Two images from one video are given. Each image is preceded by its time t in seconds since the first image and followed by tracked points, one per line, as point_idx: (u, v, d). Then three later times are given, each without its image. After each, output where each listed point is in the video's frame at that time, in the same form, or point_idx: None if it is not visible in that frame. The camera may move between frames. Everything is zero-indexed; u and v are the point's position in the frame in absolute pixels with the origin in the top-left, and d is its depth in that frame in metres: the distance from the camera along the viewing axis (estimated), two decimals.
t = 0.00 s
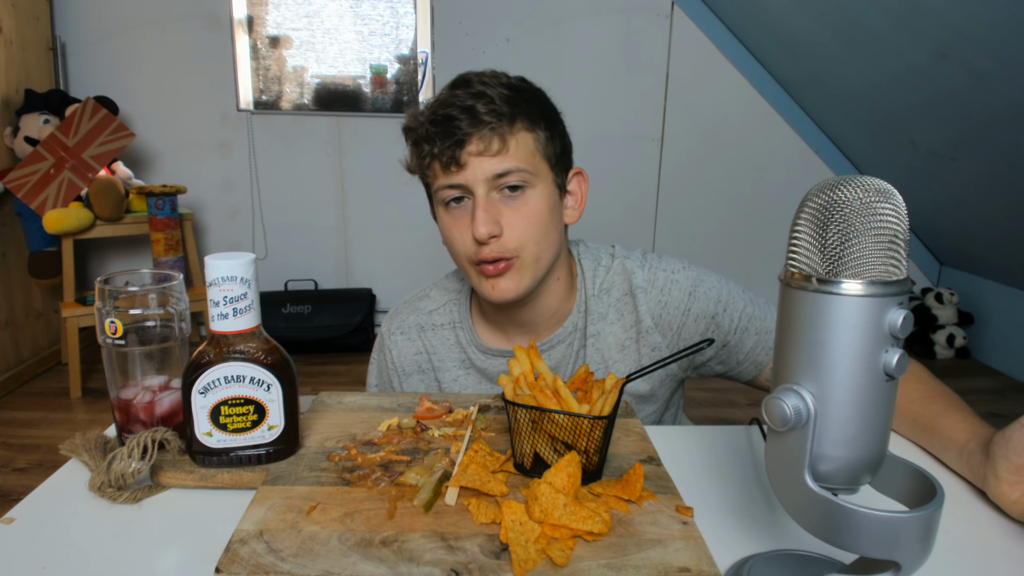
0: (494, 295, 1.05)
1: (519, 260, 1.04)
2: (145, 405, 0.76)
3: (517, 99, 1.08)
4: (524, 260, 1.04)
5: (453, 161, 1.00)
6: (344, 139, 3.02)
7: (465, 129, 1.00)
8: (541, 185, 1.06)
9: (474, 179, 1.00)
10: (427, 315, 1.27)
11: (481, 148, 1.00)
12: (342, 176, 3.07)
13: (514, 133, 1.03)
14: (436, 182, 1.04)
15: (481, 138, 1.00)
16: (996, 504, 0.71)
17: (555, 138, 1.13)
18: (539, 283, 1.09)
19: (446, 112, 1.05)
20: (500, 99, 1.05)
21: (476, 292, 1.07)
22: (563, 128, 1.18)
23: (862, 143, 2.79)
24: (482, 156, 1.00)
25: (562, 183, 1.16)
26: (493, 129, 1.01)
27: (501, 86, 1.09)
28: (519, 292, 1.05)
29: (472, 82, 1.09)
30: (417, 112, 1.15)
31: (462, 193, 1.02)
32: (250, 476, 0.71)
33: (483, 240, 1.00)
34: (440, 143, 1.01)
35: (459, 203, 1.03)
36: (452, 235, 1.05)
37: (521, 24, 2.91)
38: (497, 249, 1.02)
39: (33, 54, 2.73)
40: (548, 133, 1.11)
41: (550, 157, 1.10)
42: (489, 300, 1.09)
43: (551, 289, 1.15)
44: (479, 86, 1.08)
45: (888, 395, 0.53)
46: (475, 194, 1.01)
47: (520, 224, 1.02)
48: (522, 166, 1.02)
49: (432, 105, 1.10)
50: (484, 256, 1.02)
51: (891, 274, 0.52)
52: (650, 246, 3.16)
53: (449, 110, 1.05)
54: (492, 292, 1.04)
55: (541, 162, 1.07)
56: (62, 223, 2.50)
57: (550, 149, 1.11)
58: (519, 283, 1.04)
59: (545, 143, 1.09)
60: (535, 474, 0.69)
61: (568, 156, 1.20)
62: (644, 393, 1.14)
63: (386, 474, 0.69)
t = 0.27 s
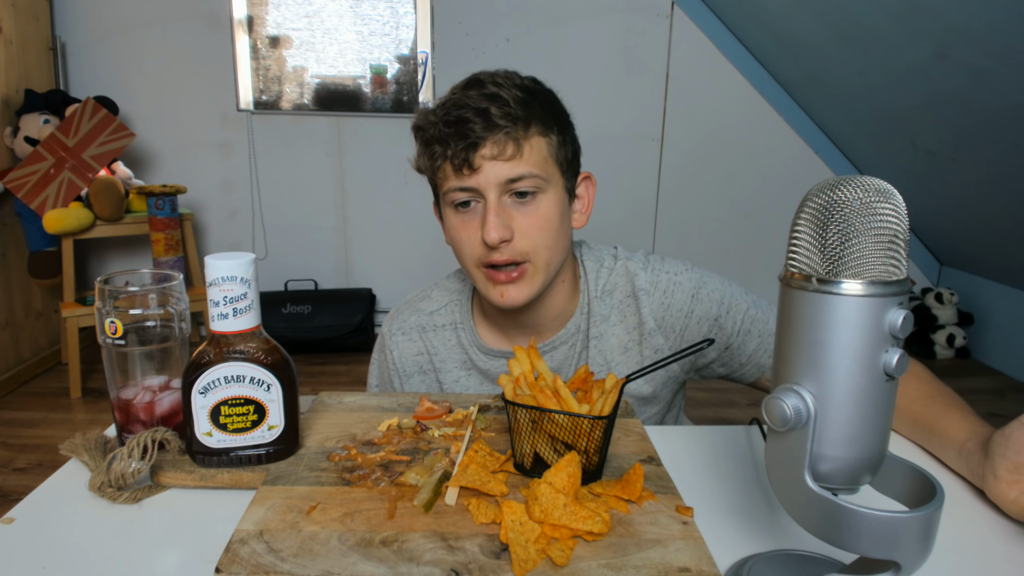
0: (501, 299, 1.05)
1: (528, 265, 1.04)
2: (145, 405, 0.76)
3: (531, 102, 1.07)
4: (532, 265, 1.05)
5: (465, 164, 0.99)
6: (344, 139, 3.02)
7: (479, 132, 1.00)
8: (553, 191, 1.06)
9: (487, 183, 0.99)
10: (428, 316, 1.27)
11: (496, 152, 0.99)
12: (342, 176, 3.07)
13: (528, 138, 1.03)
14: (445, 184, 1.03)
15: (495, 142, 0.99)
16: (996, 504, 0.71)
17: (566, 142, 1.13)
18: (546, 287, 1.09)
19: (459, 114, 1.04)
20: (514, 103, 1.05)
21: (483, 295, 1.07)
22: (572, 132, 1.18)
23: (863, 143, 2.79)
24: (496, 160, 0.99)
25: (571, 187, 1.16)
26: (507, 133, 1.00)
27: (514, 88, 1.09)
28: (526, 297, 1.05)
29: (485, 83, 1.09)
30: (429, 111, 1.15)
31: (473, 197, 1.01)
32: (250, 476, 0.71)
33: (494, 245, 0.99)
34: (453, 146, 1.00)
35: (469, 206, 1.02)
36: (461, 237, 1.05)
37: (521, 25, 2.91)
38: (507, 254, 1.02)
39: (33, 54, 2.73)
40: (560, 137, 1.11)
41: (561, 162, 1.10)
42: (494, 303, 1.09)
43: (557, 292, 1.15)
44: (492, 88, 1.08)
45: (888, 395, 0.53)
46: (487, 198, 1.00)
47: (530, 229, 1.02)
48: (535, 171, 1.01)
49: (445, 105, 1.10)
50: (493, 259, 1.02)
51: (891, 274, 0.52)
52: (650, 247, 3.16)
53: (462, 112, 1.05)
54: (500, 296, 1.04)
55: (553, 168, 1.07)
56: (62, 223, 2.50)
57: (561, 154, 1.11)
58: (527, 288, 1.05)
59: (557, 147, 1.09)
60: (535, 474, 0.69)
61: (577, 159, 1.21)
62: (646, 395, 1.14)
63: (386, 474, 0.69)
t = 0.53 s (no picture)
0: (502, 301, 1.05)
1: (529, 267, 1.04)
2: (145, 405, 0.76)
3: (533, 105, 1.07)
4: (534, 268, 1.05)
5: (467, 167, 0.99)
6: (344, 139, 3.02)
7: (481, 135, 1.00)
8: (554, 193, 1.06)
9: (489, 186, 0.99)
10: (429, 315, 1.27)
11: (498, 156, 0.99)
12: (342, 176, 3.07)
13: (530, 141, 1.03)
14: (447, 186, 1.03)
15: (497, 145, 0.99)
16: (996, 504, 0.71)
17: (568, 144, 1.13)
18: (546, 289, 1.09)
19: (461, 117, 1.04)
20: (516, 105, 1.05)
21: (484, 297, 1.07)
22: (574, 134, 1.18)
23: (862, 143, 2.79)
24: (498, 163, 0.99)
25: (573, 188, 1.16)
26: (509, 137, 1.00)
27: (517, 90, 1.09)
28: (528, 299, 1.05)
29: (488, 84, 1.09)
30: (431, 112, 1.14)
31: (475, 200, 1.01)
32: (250, 476, 0.71)
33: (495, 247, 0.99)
34: (456, 149, 1.00)
35: (470, 209, 1.02)
36: (463, 239, 1.05)
37: (521, 24, 2.91)
38: (508, 256, 1.02)
39: (33, 54, 2.73)
40: (562, 139, 1.11)
41: (563, 164, 1.10)
42: (495, 305, 1.10)
43: (558, 293, 1.15)
44: (494, 90, 1.07)
45: (887, 395, 0.53)
46: (488, 201, 1.00)
47: (532, 231, 1.02)
48: (536, 175, 1.01)
49: (448, 107, 1.10)
50: (495, 261, 1.02)
51: (891, 274, 0.52)
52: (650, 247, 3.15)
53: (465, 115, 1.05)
54: (501, 298, 1.05)
55: (554, 170, 1.07)
56: (62, 223, 2.50)
57: (563, 156, 1.10)
58: (528, 291, 1.05)
59: (559, 150, 1.09)
60: (535, 474, 0.69)
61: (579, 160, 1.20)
62: (647, 394, 1.14)
63: (386, 474, 0.69)
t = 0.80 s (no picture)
0: (499, 298, 1.05)
1: (525, 264, 1.04)
2: (145, 405, 0.76)
3: (528, 103, 1.07)
4: (530, 265, 1.04)
5: (463, 165, 0.99)
6: (344, 138, 3.02)
7: (476, 133, 1.00)
8: (550, 190, 1.06)
9: (484, 183, 0.99)
10: (429, 313, 1.27)
11: (493, 153, 0.99)
12: (342, 176, 3.07)
13: (525, 139, 1.03)
14: (444, 185, 1.04)
15: (492, 143, 0.99)
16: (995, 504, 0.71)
17: (564, 142, 1.13)
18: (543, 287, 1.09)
19: (457, 116, 1.04)
20: (511, 104, 1.05)
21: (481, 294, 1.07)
22: (571, 132, 1.18)
23: (863, 143, 2.79)
24: (493, 161, 0.99)
25: (570, 186, 1.16)
26: (504, 134, 1.00)
27: (512, 89, 1.09)
28: (524, 296, 1.05)
29: (483, 84, 1.09)
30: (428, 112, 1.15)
31: (471, 197, 1.01)
32: (250, 476, 0.71)
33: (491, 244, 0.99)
34: (451, 147, 1.01)
35: (467, 206, 1.02)
36: (459, 237, 1.05)
37: (521, 24, 2.91)
38: (504, 253, 1.02)
39: (33, 54, 2.73)
40: (557, 137, 1.11)
41: (559, 161, 1.10)
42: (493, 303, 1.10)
43: (555, 290, 1.15)
44: (490, 88, 1.08)
45: (888, 395, 0.53)
46: (484, 199, 1.00)
47: (528, 228, 1.02)
48: (532, 172, 1.01)
49: (443, 106, 1.10)
50: (491, 259, 1.02)
51: (891, 274, 0.52)
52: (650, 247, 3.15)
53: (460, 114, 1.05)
54: (497, 295, 1.05)
55: (550, 167, 1.06)
56: (62, 223, 2.50)
57: (558, 154, 1.10)
58: (524, 288, 1.05)
59: (555, 147, 1.09)
60: (535, 474, 0.69)
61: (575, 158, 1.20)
62: (645, 392, 1.14)
63: (386, 474, 0.69)
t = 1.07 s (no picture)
0: (497, 295, 1.05)
1: (522, 261, 1.04)
2: (145, 405, 0.76)
3: (524, 100, 1.07)
4: (527, 262, 1.04)
5: (459, 162, 1.00)
6: (344, 138, 3.02)
7: (472, 130, 1.00)
8: (546, 187, 1.06)
9: (480, 180, 1.00)
10: (429, 310, 1.27)
11: (489, 150, 0.99)
12: (342, 176, 3.07)
13: (521, 136, 1.03)
14: (441, 182, 1.04)
15: (487, 140, 1.00)
16: (997, 504, 0.71)
17: (560, 139, 1.13)
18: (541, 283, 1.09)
19: (453, 114, 1.05)
20: (507, 101, 1.05)
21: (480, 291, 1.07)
22: (567, 129, 1.18)
23: (863, 143, 2.79)
24: (489, 157, 0.99)
25: (566, 183, 1.16)
26: (499, 131, 1.00)
27: (508, 87, 1.09)
28: (521, 293, 1.05)
29: (479, 82, 1.09)
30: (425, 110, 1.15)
31: (468, 194, 1.01)
32: (250, 476, 0.71)
33: (488, 240, 1.00)
34: (448, 145, 1.01)
35: (464, 203, 1.03)
36: (457, 234, 1.05)
37: (521, 24, 2.91)
38: (501, 250, 1.02)
39: (33, 54, 2.73)
40: (553, 134, 1.11)
41: (555, 158, 1.10)
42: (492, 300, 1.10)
43: (553, 288, 1.15)
44: (485, 87, 1.08)
45: (888, 395, 0.53)
46: (481, 195, 1.00)
47: (524, 225, 1.02)
48: (527, 169, 1.01)
49: (440, 105, 1.10)
50: (488, 255, 1.02)
51: (891, 274, 0.52)
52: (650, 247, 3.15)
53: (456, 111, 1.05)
54: (496, 292, 1.05)
55: (545, 165, 1.06)
56: (62, 223, 2.50)
57: (555, 150, 1.10)
58: (522, 285, 1.05)
59: (551, 144, 1.09)
60: (535, 474, 0.69)
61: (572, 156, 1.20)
62: (643, 388, 1.14)
63: (386, 474, 0.69)
